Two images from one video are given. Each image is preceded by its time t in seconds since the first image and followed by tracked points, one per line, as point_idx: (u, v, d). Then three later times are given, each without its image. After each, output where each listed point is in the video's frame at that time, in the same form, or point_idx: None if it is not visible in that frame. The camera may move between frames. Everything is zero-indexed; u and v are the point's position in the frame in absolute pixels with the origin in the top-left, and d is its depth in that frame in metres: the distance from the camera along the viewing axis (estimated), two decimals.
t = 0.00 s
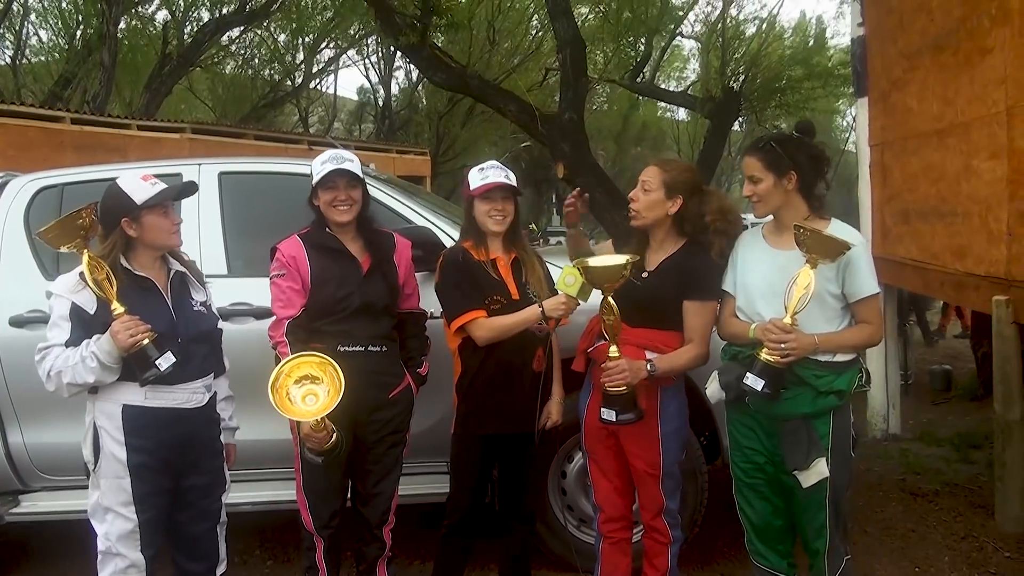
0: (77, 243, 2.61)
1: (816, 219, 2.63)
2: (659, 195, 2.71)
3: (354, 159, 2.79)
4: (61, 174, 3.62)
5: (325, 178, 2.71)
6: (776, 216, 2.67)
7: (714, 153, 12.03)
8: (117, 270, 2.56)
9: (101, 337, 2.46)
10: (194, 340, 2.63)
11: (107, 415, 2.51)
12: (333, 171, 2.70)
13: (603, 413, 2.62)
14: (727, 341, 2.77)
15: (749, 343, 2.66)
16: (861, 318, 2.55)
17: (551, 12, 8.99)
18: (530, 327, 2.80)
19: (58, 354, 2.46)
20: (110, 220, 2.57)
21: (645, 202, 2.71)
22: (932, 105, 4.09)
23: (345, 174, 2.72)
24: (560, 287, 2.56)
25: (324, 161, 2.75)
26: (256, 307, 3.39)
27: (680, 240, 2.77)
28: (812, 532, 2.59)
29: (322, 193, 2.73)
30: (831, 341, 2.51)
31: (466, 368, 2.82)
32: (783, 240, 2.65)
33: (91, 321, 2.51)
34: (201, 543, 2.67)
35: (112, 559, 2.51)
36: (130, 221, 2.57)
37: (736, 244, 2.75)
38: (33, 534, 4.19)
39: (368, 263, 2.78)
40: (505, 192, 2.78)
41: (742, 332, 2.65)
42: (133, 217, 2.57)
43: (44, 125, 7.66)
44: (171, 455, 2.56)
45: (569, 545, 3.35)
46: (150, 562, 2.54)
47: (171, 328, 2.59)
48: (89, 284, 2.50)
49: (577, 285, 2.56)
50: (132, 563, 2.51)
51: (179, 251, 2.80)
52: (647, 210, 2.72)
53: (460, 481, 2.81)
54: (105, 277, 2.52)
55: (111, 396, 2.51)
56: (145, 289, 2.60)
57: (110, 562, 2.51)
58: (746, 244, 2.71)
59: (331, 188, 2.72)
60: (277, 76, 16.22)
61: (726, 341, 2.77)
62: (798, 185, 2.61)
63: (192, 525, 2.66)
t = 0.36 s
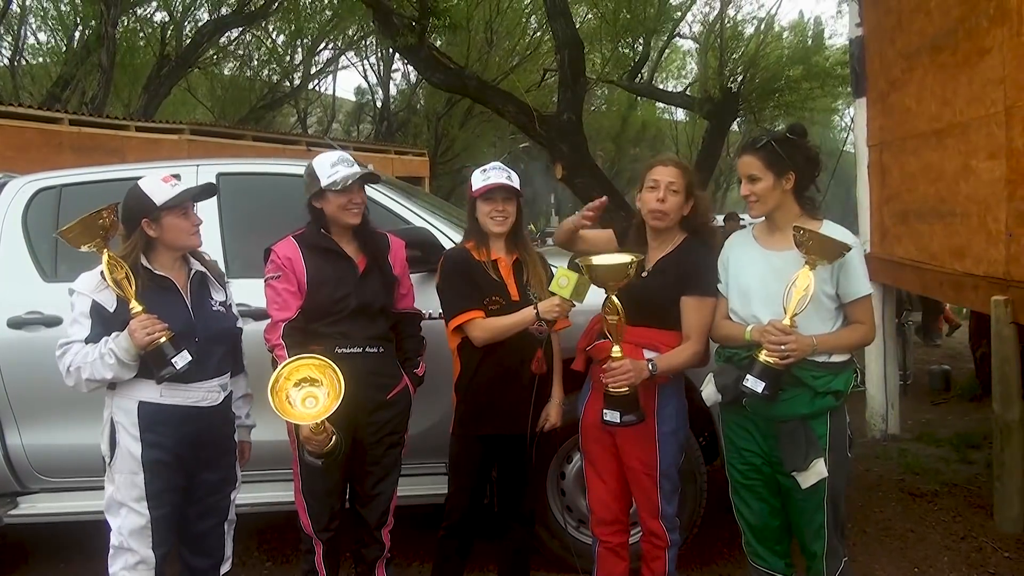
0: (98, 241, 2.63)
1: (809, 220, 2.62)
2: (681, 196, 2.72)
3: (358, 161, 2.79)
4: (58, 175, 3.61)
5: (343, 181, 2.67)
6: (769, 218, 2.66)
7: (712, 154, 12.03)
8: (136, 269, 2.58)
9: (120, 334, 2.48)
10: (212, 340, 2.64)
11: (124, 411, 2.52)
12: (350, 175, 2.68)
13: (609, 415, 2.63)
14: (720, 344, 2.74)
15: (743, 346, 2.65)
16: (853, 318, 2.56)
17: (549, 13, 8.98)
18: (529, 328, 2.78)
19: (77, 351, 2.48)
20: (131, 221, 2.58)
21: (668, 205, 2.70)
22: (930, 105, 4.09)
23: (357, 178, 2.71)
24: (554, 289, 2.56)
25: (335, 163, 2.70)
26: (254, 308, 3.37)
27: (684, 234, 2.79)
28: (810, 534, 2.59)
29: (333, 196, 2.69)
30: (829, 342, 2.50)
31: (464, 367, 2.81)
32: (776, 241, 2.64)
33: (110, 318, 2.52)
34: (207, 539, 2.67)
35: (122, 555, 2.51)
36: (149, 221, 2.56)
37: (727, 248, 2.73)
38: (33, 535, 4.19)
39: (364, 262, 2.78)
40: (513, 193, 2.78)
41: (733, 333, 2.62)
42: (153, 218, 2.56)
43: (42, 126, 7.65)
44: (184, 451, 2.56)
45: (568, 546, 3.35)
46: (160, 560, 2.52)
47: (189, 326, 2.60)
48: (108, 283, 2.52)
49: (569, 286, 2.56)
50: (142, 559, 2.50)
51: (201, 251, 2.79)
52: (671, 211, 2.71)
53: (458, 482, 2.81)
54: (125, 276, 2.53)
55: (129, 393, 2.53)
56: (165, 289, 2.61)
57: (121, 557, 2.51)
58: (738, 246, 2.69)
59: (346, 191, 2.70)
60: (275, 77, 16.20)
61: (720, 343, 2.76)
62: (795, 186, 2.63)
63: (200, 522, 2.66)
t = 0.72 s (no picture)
0: (117, 240, 2.63)
1: (810, 222, 2.62)
2: (666, 190, 2.71)
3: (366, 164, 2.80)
4: (61, 175, 3.62)
5: (358, 182, 2.68)
6: (770, 219, 2.67)
7: (714, 155, 12.03)
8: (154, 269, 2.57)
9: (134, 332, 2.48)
10: (227, 343, 2.63)
11: (134, 406, 2.54)
12: (365, 176, 2.70)
13: (624, 423, 2.60)
14: (722, 345, 2.76)
15: (740, 346, 2.66)
16: (853, 321, 2.53)
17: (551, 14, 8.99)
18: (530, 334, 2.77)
19: (93, 345, 2.51)
20: (156, 220, 2.59)
21: (652, 198, 2.71)
22: (933, 106, 4.09)
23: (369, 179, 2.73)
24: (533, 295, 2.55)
25: (346, 164, 2.71)
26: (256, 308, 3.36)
27: (684, 238, 2.78)
28: (806, 538, 2.57)
29: (345, 197, 2.69)
30: (823, 345, 2.49)
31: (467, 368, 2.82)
32: (776, 243, 2.64)
33: (127, 316, 2.53)
34: (209, 537, 2.66)
35: (132, 551, 2.52)
36: (174, 223, 2.57)
37: (730, 249, 2.76)
38: (35, 535, 4.19)
39: (368, 264, 2.78)
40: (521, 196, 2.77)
41: (733, 334, 2.64)
42: (178, 219, 2.57)
43: (45, 127, 7.66)
44: (191, 450, 2.56)
45: (571, 548, 3.35)
46: (170, 556, 2.52)
47: (204, 329, 2.59)
48: (124, 281, 2.52)
49: (547, 291, 2.53)
50: (151, 555, 2.51)
51: (225, 254, 2.79)
52: (650, 211, 2.72)
53: (460, 483, 2.80)
54: (140, 275, 2.53)
55: (140, 390, 2.54)
56: (183, 291, 2.61)
57: (131, 554, 2.52)
58: (740, 248, 2.71)
59: (359, 192, 2.70)
60: (278, 78, 16.22)
61: (720, 344, 2.76)
62: (793, 190, 2.62)
63: (205, 520, 2.65)
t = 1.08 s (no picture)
0: (126, 239, 2.64)
1: (814, 222, 2.62)
2: (657, 193, 2.71)
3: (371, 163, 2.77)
4: (65, 173, 3.62)
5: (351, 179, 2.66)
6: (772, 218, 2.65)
7: (718, 153, 12.02)
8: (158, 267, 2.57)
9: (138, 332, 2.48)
10: (232, 346, 2.63)
11: (137, 407, 2.54)
12: (360, 174, 2.67)
13: (621, 426, 2.61)
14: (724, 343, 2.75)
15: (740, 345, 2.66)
16: (855, 321, 2.52)
17: (555, 12, 8.98)
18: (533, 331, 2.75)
19: (94, 342, 2.50)
20: (161, 218, 2.59)
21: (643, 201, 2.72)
22: (938, 104, 4.07)
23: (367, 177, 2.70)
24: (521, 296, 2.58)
25: (346, 160, 2.69)
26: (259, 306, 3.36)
27: (682, 237, 2.76)
28: (806, 538, 2.56)
29: (342, 193, 2.69)
30: (824, 344, 2.48)
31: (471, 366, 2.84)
32: (778, 243, 2.63)
33: (133, 316, 2.52)
34: (210, 536, 2.66)
35: (131, 549, 2.59)
36: (179, 220, 2.57)
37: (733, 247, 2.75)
38: (38, 533, 4.20)
39: (370, 262, 2.77)
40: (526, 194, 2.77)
41: (736, 333, 2.63)
42: (183, 214, 2.57)
43: (50, 125, 7.68)
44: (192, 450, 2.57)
45: (576, 546, 3.35)
46: (168, 556, 2.59)
47: (210, 332, 2.58)
48: (130, 280, 2.51)
49: (536, 291, 2.58)
50: (150, 554, 2.58)
51: (231, 254, 2.79)
52: (645, 210, 2.72)
53: (463, 481, 2.81)
54: (146, 273, 2.53)
55: (143, 391, 2.54)
56: (190, 292, 2.60)
57: (129, 552, 2.59)
58: (743, 247, 2.70)
59: (353, 190, 2.69)
60: (281, 76, 16.22)
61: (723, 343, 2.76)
62: (793, 189, 2.60)
63: (206, 519, 2.65)
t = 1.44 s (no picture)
0: (104, 229, 2.65)
1: (803, 218, 2.61)
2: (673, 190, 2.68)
3: (363, 172, 2.75)
4: (63, 172, 3.61)
5: (332, 186, 2.67)
6: (761, 215, 2.64)
7: (717, 151, 12.02)
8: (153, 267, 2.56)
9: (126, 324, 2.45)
10: (228, 337, 2.63)
11: (137, 410, 2.52)
12: (339, 182, 2.67)
13: (625, 425, 2.61)
14: (722, 342, 2.73)
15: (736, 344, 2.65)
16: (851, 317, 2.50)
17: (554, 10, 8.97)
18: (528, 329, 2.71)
19: (86, 341, 2.47)
20: (155, 215, 2.58)
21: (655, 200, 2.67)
22: (939, 102, 4.06)
23: (350, 185, 2.68)
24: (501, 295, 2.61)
25: (332, 167, 2.70)
26: (257, 305, 3.35)
27: (673, 232, 2.76)
28: (807, 537, 2.55)
29: (322, 199, 2.70)
30: (815, 343, 2.47)
31: (468, 366, 2.85)
32: (768, 241, 2.62)
33: (125, 312, 2.49)
34: (215, 540, 2.69)
35: (131, 555, 2.54)
36: (176, 219, 2.57)
37: (723, 245, 2.74)
38: (38, 532, 4.20)
39: (367, 264, 2.76)
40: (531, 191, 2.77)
41: (731, 332, 2.63)
42: (181, 214, 2.57)
43: (49, 123, 7.66)
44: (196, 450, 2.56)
45: (575, 545, 3.35)
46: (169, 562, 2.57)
47: (207, 325, 2.59)
48: (113, 269, 2.51)
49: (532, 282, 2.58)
50: (150, 560, 2.54)
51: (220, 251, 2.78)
52: (658, 207, 2.68)
53: (464, 482, 2.80)
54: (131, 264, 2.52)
55: (143, 390, 2.52)
56: (181, 287, 2.59)
57: (130, 558, 2.54)
58: (733, 246, 2.69)
59: (334, 197, 2.69)
60: (281, 75, 16.20)
61: (721, 343, 2.73)
62: (783, 185, 2.59)
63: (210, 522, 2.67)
